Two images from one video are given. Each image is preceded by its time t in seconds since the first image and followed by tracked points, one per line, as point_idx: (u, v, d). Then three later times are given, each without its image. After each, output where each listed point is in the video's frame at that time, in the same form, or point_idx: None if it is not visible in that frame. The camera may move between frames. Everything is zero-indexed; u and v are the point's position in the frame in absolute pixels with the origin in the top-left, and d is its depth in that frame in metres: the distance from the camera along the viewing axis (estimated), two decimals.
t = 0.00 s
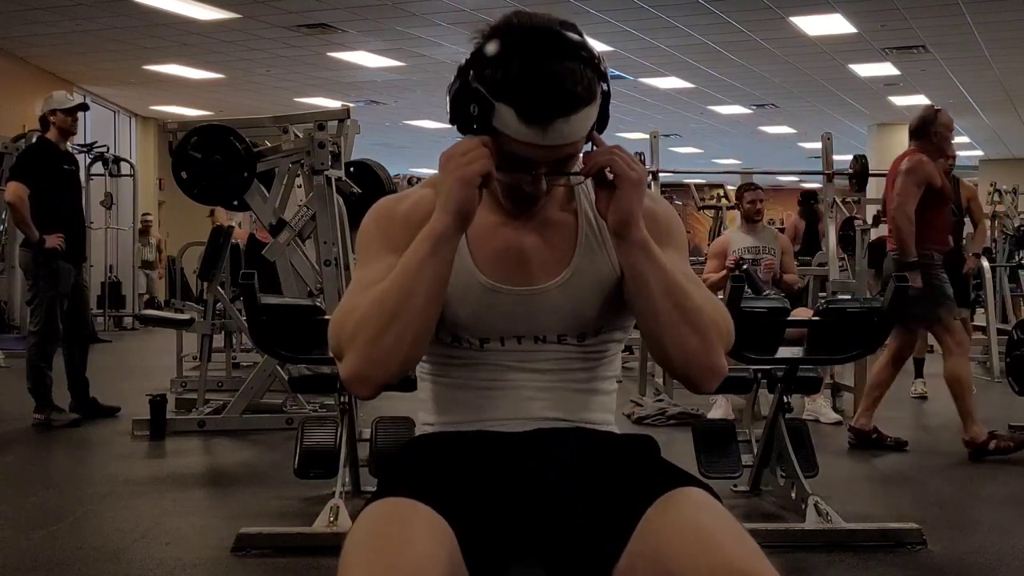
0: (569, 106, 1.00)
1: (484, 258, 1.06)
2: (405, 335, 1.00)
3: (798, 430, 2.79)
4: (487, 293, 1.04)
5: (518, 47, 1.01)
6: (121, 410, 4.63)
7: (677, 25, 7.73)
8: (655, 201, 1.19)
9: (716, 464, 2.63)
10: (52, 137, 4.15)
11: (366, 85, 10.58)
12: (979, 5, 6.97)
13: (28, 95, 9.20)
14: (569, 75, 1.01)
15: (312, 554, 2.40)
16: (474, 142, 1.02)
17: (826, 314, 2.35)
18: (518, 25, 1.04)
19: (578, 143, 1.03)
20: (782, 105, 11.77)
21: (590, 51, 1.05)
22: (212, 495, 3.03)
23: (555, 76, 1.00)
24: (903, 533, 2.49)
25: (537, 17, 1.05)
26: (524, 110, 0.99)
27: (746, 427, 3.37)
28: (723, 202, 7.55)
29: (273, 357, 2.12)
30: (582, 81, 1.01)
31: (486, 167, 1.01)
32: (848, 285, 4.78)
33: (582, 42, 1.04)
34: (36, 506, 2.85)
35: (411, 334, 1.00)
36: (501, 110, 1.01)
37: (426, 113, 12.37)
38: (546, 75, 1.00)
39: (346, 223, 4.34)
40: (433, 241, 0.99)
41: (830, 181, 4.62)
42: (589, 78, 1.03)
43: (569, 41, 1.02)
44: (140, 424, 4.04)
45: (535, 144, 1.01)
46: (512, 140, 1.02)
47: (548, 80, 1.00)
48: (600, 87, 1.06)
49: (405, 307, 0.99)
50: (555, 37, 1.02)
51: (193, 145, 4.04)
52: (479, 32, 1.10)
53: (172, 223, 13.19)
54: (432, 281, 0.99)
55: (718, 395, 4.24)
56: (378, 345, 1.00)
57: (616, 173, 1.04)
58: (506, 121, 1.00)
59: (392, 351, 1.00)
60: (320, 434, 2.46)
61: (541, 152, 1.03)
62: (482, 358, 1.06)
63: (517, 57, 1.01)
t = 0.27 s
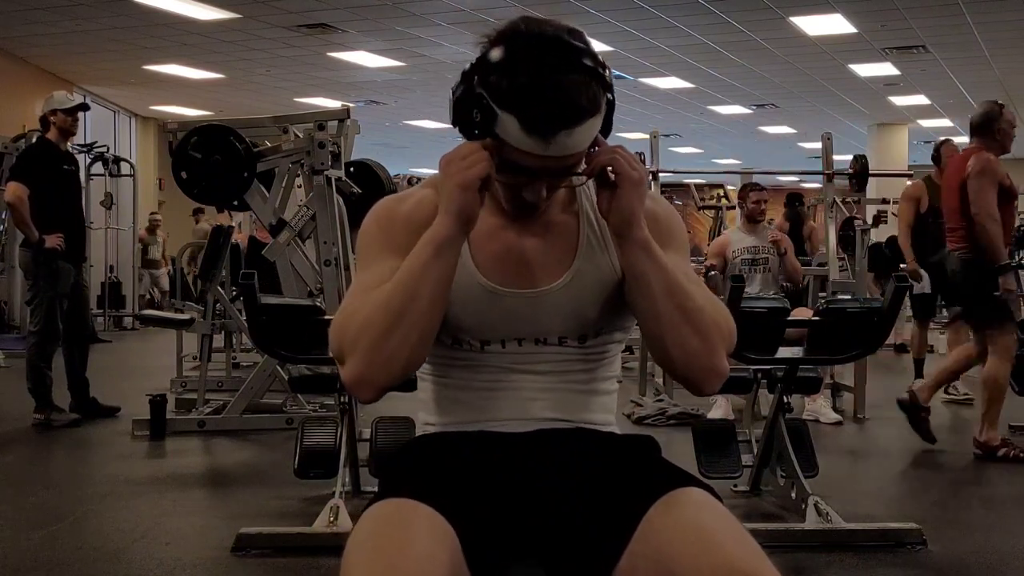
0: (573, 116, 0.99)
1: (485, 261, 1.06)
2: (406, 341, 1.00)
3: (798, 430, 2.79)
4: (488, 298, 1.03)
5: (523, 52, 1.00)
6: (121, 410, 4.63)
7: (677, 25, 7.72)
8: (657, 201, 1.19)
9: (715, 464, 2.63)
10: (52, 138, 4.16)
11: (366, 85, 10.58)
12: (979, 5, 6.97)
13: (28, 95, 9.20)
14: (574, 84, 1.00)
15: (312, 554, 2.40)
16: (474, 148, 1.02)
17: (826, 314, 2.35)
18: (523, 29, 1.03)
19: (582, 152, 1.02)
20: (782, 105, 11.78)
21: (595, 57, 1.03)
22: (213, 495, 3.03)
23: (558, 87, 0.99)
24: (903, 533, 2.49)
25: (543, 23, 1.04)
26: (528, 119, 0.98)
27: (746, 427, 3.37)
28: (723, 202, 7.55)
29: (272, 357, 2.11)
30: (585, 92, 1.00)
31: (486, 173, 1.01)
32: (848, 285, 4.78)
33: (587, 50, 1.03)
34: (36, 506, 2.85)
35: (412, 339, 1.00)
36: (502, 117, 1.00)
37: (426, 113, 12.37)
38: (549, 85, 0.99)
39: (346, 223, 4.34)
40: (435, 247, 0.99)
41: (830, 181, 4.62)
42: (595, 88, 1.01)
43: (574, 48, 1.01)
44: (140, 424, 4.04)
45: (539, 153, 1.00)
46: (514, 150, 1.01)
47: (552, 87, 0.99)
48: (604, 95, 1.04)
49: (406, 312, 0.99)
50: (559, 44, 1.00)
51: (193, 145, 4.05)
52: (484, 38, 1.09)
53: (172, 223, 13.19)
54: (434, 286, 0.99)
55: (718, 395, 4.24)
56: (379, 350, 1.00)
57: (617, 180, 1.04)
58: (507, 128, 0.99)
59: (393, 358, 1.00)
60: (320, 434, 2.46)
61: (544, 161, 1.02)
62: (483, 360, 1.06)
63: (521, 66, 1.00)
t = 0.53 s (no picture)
0: (580, 119, 0.99)
1: (488, 266, 1.06)
2: (412, 348, 0.99)
3: (798, 429, 2.79)
4: (490, 301, 1.03)
5: (528, 54, 1.00)
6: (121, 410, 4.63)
7: (677, 25, 7.72)
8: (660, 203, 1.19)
9: (715, 464, 2.63)
10: (52, 138, 4.16)
11: (366, 85, 10.58)
12: (979, 5, 6.97)
13: (28, 96, 9.20)
14: (581, 85, 0.99)
15: (312, 553, 2.40)
16: (475, 156, 1.02)
17: (825, 314, 2.35)
18: (527, 31, 1.02)
19: (586, 156, 1.02)
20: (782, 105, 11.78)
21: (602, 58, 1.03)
22: (213, 494, 3.03)
23: (565, 88, 0.98)
24: (903, 533, 2.49)
25: (547, 22, 1.03)
26: (536, 121, 0.98)
27: (746, 427, 3.37)
28: (722, 202, 7.55)
29: (272, 357, 2.11)
30: (592, 92, 1.00)
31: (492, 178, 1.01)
32: (848, 285, 4.78)
33: (593, 49, 1.02)
34: (36, 506, 2.86)
35: (419, 347, 1.00)
36: (510, 119, 0.99)
37: (426, 113, 12.37)
38: (556, 85, 0.98)
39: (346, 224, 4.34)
40: (443, 254, 0.99)
41: (830, 181, 4.62)
42: (600, 90, 1.01)
43: (581, 50, 1.00)
44: (140, 424, 4.04)
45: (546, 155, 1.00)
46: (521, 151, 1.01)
47: (559, 88, 0.98)
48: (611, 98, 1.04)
49: (412, 320, 0.99)
50: (565, 45, 1.00)
51: (193, 145, 4.05)
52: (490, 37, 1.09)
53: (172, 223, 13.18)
54: (440, 292, 0.99)
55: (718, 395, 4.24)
56: (385, 358, 1.00)
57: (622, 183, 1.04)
58: (516, 130, 0.99)
59: (398, 362, 1.00)
60: (320, 434, 2.46)
61: (550, 164, 1.02)
62: (485, 362, 1.06)
63: (528, 68, 0.99)
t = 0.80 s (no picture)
0: (587, 118, 0.99)
1: (493, 266, 1.05)
2: (418, 348, 0.99)
3: (798, 430, 2.79)
4: (495, 301, 1.03)
5: (537, 54, 1.00)
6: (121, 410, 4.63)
7: (677, 25, 7.72)
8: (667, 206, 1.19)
9: (715, 464, 2.63)
10: (52, 138, 4.16)
11: (366, 85, 10.58)
12: (979, 5, 6.97)
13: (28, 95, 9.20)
14: (589, 85, 0.99)
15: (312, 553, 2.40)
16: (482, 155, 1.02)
17: (826, 314, 2.35)
18: (535, 31, 1.03)
19: (593, 155, 1.02)
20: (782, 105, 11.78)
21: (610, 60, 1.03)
22: (213, 494, 3.03)
23: (573, 87, 0.99)
24: (903, 533, 2.49)
25: (555, 23, 1.04)
26: (544, 120, 0.98)
27: (746, 427, 3.37)
28: (722, 202, 7.55)
29: (272, 357, 2.11)
30: (600, 93, 1.00)
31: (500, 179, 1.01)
32: (848, 285, 4.78)
33: (601, 50, 1.02)
34: (36, 506, 2.86)
35: (425, 347, 1.00)
36: (518, 117, 0.99)
37: (426, 113, 12.38)
38: (564, 85, 0.98)
39: (346, 224, 4.34)
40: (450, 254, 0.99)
41: (830, 181, 4.62)
42: (609, 90, 1.01)
43: (589, 51, 1.01)
44: (140, 424, 4.04)
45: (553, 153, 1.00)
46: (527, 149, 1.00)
47: (567, 88, 0.98)
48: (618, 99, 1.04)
49: (418, 320, 0.99)
50: (573, 45, 1.00)
51: (193, 145, 4.05)
52: (496, 37, 1.09)
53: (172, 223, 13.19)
54: (447, 292, 0.99)
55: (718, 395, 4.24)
56: (392, 358, 1.00)
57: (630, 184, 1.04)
58: (523, 128, 0.99)
59: (403, 362, 1.00)
60: (320, 434, 2.45)
61: (558, 163, 1.02)
62: (488, 361, 1.06)
63: (536, 67, 0.99)
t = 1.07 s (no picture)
0: (594, 114, 0.99)
1: (497, 266, 1.05)
2: (421, 345, 0.99)
3: (798, 430, 2.79)
4: (498, 300, 1.03)
5: (542, 51, 1.01)
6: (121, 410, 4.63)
7: (677, 25, 7.72)
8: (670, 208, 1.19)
9: (715, 464, 2.63)
10: (50, 138, 4.15)
11: (365, 85, 10.58)
12: (979, 5, 6.97)
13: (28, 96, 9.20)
14: (596, 83, 1.00)
15: (312, 553, 2.40)
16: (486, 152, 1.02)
17: (825, 314, 2.35)
18: (543, 28, 1.03)
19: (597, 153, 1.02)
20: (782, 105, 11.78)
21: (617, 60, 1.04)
22: (213, 495, 3.03)
23: (579, 84, 0.99)
24: (903, 533, 2.49)
25: (563, 21, 1.04)
26: (549, 116, 0.98)
27: (746, 427, 3.36)
28: (722, 202, 7.55)
29: (272, 357, 2.11)
30: (606, 91, 1.00)
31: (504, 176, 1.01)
32: (848, 285, 4.78)
33: (608, 49, 1.03)
34: (36, 505, 2.85)
35: (426, 346, 0.99)
36: (523, 113, 0.99)
37: (426, 113, 12.38)
38: (571, 82, 0.99)
39: (346, 224, 4.33)
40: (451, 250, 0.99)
41: (830, 181, 4.62)
42: (614, 88, 1.01)
43: (595, 50, 1.01)
44: (140, 424, 4.04)
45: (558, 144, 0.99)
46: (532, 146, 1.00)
47: (575, 85, 0.99)
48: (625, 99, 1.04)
49: (420, 317, 0.98)
50: (580, 44, 1.00)
51: (193, 145, 4.05)
52: (503, 34, 1.09)
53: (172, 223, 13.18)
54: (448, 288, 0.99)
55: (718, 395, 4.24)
56: (393, 355, 0.99)
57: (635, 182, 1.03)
58: (529, 122, 0.99)
59: (405, 359, 0.99)
60: (320, 434, 2.45)
61: (562, 161, 1.01)
62: (491, 361, 1.06)
63: (543, 63, 1.00)
